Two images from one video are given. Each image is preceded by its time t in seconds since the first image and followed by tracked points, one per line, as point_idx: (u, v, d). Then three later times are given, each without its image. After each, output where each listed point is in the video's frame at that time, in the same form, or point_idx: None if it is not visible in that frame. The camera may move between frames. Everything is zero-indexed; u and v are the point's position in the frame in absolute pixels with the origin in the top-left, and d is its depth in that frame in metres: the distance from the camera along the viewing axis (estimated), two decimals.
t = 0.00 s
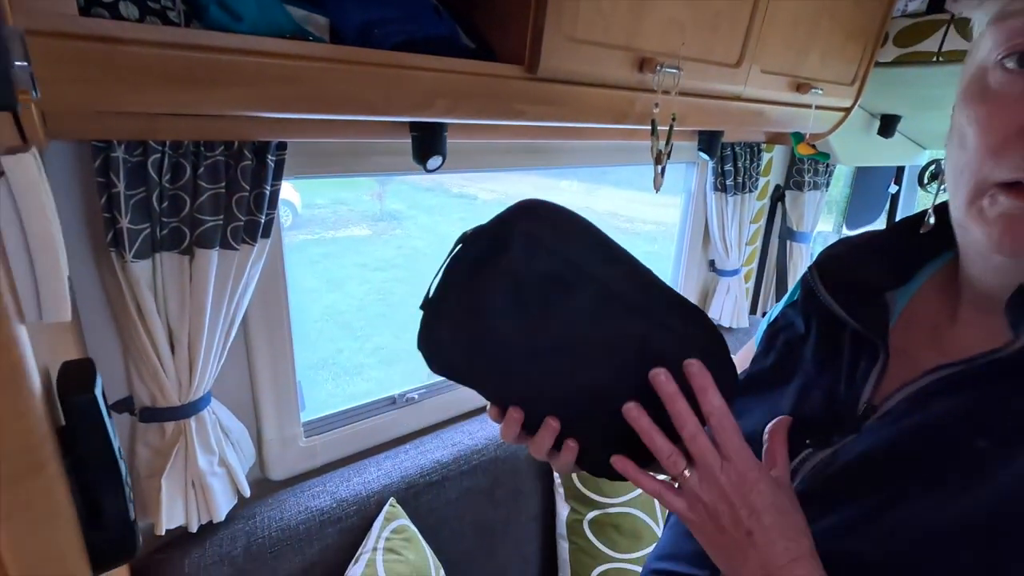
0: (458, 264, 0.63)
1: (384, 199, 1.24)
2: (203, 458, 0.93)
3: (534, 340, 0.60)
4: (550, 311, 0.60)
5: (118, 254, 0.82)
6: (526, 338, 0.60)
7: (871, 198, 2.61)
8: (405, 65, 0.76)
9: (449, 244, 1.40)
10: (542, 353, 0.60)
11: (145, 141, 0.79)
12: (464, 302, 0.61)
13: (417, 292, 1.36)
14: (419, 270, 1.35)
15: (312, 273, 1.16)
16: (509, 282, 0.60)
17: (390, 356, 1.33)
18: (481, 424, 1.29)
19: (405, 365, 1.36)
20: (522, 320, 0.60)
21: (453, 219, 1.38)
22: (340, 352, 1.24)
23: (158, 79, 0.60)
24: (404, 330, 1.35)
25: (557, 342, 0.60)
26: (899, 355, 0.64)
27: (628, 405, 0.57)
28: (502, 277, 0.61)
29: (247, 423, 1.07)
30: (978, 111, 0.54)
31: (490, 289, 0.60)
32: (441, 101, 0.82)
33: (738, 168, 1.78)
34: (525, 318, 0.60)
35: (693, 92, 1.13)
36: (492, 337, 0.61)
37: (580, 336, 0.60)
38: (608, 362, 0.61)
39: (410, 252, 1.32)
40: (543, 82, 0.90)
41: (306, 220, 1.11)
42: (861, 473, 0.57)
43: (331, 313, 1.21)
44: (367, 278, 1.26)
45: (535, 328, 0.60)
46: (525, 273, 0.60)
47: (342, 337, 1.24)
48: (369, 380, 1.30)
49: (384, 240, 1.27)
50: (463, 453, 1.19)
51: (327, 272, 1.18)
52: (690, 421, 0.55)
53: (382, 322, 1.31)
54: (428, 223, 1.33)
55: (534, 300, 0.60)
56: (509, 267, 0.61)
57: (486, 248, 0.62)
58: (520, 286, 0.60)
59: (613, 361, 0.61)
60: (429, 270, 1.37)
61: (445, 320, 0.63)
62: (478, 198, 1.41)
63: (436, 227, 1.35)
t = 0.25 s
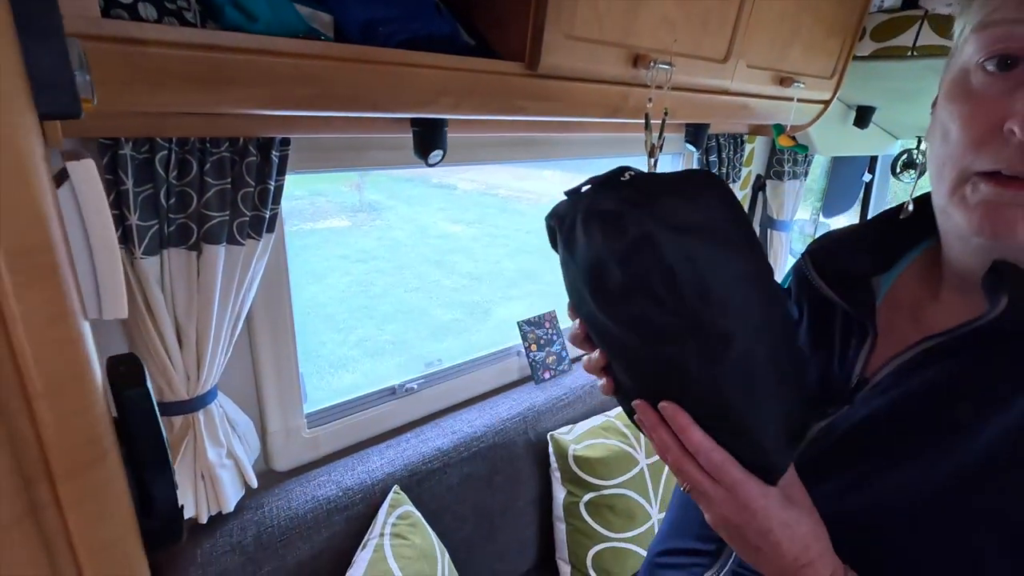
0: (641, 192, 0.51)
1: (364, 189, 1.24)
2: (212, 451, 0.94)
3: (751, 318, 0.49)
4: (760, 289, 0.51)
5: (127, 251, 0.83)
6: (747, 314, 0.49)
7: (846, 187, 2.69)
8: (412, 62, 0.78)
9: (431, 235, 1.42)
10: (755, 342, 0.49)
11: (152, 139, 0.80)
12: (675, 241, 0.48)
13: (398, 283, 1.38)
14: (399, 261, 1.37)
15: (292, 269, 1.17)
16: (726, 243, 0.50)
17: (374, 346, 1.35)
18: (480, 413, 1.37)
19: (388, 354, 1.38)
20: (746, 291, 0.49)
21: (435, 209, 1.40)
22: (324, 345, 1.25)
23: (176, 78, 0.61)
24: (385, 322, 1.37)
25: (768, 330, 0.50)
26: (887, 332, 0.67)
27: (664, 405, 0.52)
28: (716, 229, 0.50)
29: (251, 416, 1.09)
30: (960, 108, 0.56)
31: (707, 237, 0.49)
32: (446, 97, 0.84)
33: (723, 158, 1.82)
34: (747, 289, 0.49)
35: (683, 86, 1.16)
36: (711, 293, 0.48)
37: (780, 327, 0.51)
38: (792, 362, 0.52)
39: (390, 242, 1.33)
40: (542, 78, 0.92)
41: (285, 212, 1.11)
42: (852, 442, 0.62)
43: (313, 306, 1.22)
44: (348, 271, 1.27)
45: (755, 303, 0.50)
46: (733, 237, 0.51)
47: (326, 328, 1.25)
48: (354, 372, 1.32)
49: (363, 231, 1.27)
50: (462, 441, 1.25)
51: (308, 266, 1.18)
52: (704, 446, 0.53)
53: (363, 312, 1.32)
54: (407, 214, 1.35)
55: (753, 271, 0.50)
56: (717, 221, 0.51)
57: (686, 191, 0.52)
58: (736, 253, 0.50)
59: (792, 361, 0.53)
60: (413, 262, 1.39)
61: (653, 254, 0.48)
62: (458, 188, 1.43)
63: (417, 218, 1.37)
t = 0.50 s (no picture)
0: (642, 188, 0.55)
1: (339, 181, 1.23)
2: (204, 443, 0.95)
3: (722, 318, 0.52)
4: (743, 293, 0.53)
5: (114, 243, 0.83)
6: (716, 312, 0.52)
7: (816, 175, 2.76)
8: (399, 53, 0.79)
9: (409, 227, 1.43)
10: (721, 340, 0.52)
11: (139, 131, 0.79)
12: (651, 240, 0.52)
13: (376, 277, 1.38)
14: (378, 253, 1.37)
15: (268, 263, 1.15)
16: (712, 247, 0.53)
17: (354, 339, 1.36)
18: (467, 400, 1.41)
19: (369, 346, 1.39)
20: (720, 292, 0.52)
21: (412, 202, 1.41)
22: (304, 338, 1.26)
23: (168, 69, 0.61)
24: (364, 314, 1.38)
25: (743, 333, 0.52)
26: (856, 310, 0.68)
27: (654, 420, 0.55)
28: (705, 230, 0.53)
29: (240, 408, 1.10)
30: (918, 92, 0.58)
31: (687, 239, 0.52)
32: (433, 88, 0.85)
33: (699, 148, 1.86)
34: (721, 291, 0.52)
35: (662, 77, 1.19)
36: (683, 284, 0.52)
37: (761, 326, 0.53)
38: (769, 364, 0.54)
39: (367, 235, 1.34)
40: (525, 69, 0.94)
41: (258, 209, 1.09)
42: (824, 416, 0.62)
43: (291, 301, 1.22)
44: (326, 264, 1.27)
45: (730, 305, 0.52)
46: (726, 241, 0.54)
47: (304, 322, 1.25)
48: (332, 367, 1.32)
49: (339, 223, 1.27)
50: (449, 428, 1.29)
51: (286, 260, 1.18)
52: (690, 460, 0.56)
53: (342, 306, 1.33)
54: (384, 205, 1.35)
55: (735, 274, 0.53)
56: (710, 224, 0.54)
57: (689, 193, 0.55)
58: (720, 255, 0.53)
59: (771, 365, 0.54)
60: (391, 255, 1.40)
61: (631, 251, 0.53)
62: (435, 179, 1.44)
63: (395, 211, 1.38)
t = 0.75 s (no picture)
0: (619, 183, 0.59)
1: (318, 179, 1.24)
2: (196, 442, 0.97)
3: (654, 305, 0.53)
4: (688, 287, 0.54)
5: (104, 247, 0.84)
6: (650, 299, 0.53)
7: (790, 171, 2.83)
8: (387, 60, 0.80)
9: (391, 225, 1.44)
10: (648, 328, 0.52)
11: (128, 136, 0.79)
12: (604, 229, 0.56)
13: (358, 275, 1.39)
14: (360, 251, 1.38)
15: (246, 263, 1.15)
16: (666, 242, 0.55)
17: (337, 337, 1.37)
18: (454, 395, 1.43)
19: (352, 344, 1.40)
20: (657, 282, 0.53)
21: (393, 198, 1.42)
22: (286, 337, 1.26)
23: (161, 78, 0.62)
24: (348, 312, 1.39)
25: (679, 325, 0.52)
26: (828, 308, 0.72)
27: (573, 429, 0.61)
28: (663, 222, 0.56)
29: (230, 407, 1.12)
30: (874, 106, 0.63)
31: (638, 230, 0.55)
32: (419, 92, 0.87)
33: (677, 146, 1.90)
34: (659, 280, 0.53)
35: (640, 79, 1.23)
36: (673, 276, 0.54)
37: (730, 355, 0.55)
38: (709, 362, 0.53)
39: (348, 232, 1.34)
40: (508, 73, 0.97)
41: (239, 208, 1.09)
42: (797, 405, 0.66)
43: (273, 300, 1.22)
44: (307, 263, 1.27)
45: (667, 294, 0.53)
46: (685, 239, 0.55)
47: (286, 320, 1.26)
48: (316, 365, 1.33)
49: (319, 221, 1.27)
50: (437, 423, 1.32)
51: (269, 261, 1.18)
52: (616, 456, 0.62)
53: (324, 303, 1.33)
54: (364, 202, 1.36)
55: (684, 267, 0.54)
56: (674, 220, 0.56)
57: (664, 192, 0.57)
58: (669, 248, 0.55)
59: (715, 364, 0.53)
60: (372, 252, 1.41)
61: (610, 232, 0.56)
62: (416, 176, 1.44)
63: (376, 207, 1.39)
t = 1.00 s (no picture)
0: (658, 163, 0.72)
1: (299, 174, 1.22)
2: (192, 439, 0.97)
3: (615, 253, 0.68)
4: (648, 247, 0.68)
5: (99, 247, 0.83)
6: (617, 250, 0.68)
7: (769, 165, 2.89)
8: (381, 61, 0.82)
9: (374, 219, 1.43)
10: (604, 272, 0.68)
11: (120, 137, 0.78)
12: (629, 179, 0.71)
13: (342, 270, 1.38)
14: (342, 246, 1.37)
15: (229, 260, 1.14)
16: (652, 214, 0.69)
17: (321, 335, 1.36)
18: (446, 388, 1.45)
19: (337, 341, 1.40)
20: (628, 240, 0.68)
21: (375, 193, 1.41)
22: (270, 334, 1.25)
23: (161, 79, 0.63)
24: (332, 308, 1.38)
25: (628, 275, 0.67)
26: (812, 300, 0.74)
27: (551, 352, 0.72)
28: (660, 196, 0.70)
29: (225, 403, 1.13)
30: (847, 119, 0.66)
31: (639, 193, 0.70)
32: (412, 91, 0.89)
33: (660, 141, 1.94)
34: (631, 236, 0.68)
35: (625, 77, 1.26)
36: (636, 241, 0.68)
37: (665, 324, 0.66)
38: (637, 320, 0.66)
39: (329, 227, 1.33)
40: (498, 72, 0.99)
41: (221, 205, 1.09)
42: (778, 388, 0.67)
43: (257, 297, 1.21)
44: (290, 259, 1.26)
45: (628, 247, 0.68)
46: (672, 219, 0.69)
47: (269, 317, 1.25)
48: (301, 363, 1.32)
49: (300, 217, 1.26)
50: (430, 416, 1.34)
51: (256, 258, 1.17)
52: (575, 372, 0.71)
53: (307, 300, 1.32)
54: (346, 197, 1.35)
55: (657, 233, 0.68)
56: (675, 203, 0.70)
57: (684, 181, 0.71)
58: (653, 219, 0.69)
59: (639, 322, 0.66)
60: (355, 247, 1.40)
61: (616, 195, 0.71)
62: (398, 170, 1.44)
63: (359, 202, 1.38)
